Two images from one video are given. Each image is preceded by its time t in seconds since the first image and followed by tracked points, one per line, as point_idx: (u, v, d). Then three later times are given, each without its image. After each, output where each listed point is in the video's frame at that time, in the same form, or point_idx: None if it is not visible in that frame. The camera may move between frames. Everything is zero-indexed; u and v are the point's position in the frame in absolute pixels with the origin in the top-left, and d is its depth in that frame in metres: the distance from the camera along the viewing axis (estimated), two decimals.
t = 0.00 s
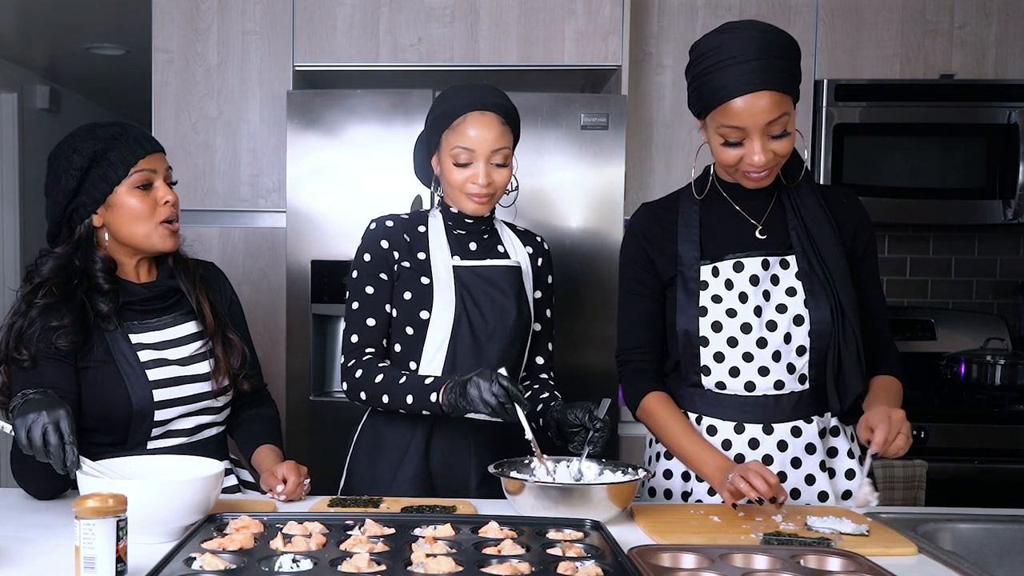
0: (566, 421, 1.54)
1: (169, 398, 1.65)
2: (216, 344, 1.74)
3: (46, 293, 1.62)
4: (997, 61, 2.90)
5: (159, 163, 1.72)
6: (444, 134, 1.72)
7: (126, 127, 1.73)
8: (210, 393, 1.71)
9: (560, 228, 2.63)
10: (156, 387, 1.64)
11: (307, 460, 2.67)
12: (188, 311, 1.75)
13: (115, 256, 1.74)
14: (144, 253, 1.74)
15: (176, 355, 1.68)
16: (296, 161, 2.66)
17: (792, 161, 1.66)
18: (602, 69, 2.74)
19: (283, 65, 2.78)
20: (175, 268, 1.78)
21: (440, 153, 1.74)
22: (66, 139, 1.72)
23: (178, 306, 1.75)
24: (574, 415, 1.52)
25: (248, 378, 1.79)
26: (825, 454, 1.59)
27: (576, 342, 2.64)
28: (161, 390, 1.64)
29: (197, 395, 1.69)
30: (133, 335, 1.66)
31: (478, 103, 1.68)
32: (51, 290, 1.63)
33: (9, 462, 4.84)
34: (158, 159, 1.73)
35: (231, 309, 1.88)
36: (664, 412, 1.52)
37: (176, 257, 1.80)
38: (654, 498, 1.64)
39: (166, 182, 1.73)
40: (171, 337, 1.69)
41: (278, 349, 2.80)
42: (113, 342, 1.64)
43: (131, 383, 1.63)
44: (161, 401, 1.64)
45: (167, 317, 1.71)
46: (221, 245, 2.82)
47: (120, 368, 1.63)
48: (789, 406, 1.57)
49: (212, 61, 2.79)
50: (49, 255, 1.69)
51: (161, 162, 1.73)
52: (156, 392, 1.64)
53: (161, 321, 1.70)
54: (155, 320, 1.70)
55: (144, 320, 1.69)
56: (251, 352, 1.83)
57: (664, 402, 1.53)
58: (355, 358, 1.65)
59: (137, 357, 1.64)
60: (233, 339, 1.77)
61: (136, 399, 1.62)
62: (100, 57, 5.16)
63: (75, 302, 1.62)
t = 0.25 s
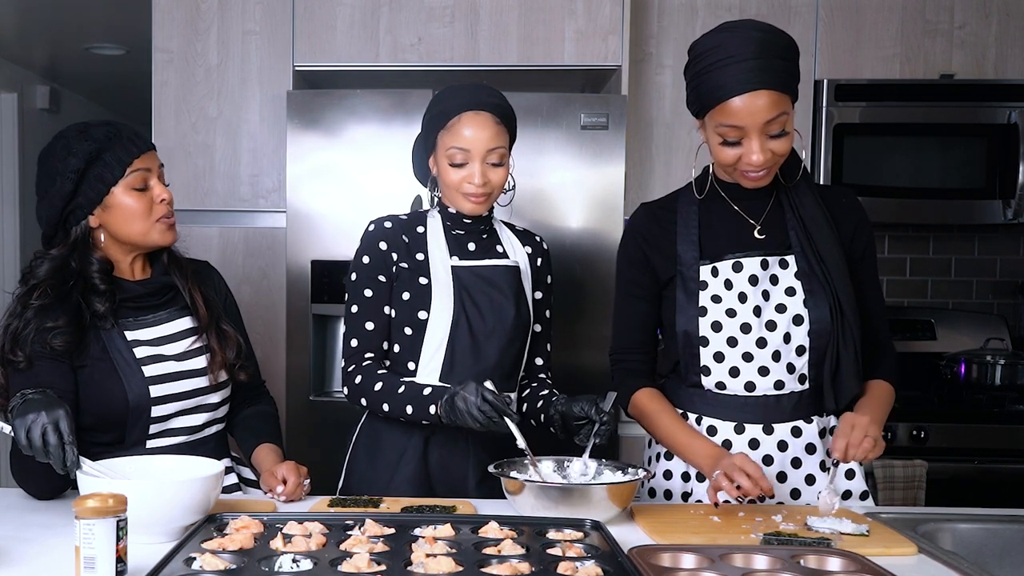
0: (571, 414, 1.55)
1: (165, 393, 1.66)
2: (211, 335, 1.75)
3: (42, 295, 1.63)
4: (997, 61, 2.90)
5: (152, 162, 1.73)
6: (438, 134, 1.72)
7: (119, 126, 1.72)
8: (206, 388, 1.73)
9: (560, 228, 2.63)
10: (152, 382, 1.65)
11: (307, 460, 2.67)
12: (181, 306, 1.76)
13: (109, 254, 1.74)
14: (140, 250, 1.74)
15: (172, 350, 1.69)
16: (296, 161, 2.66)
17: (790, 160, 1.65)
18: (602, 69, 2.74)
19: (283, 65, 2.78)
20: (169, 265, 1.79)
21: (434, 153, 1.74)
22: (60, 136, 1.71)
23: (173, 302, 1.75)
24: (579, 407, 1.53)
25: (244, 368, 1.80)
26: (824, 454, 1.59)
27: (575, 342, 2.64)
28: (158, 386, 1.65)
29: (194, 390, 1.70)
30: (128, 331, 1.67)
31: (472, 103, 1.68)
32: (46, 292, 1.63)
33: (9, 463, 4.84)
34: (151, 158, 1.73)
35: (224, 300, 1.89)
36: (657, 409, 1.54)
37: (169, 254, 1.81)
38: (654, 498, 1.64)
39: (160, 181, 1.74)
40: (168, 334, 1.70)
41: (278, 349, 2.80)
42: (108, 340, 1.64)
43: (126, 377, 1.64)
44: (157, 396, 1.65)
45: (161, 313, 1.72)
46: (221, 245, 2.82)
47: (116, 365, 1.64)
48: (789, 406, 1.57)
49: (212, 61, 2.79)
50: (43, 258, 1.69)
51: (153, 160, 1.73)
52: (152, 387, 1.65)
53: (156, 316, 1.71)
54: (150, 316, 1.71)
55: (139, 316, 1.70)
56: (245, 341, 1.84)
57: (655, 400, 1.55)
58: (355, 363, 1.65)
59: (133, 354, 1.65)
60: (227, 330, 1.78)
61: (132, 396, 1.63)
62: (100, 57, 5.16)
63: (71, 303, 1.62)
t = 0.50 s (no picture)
0: (572, 410, 1.53)
1: (163, 391, 1.67)
2: (206, 326, 1.74)
3: (43, 298, 1.62)
4: (997, 61, 2.90)
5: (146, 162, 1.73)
6: (438, 135, 1.72)
7: (112, 125, 1.72)
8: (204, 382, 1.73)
9: (560, 228, 2.63)
10: (150, 380, 1.65)
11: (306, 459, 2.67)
12: (179, 303, 1.76)
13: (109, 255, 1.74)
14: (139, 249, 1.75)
15: (170, 348, 1.69)
16: (296, 161, 2.66)
17: (787, 161, 1.66)
18: (602, 69, 2.74)
19: (283, 65, 2.78)
20: (167, 263, 1.79)
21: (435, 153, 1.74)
22: (51, 139, 1.69)
23: (170, 301, 1.75)
24: (579, 402, 1.52)
25: (241, 358, 1.80)
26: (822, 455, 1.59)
27: (575, 342, 2.64)
28: (156, 383, 1.66)
29: (194, 386, 1.71)
30: (126, 330, 1.67)
31: (471, 104, 1.68)
32: (47, 295, 1.62)
33: (9, 462, 4.84)
34: (146, 158, 1.73)
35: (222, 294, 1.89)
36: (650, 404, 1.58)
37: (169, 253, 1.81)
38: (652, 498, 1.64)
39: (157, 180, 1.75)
40: (165, 331, 1.70)
41: (278, 349, 2.80)
42: (105, 338, 1.64)
43: (122, 372, 1.64)
44: (155, 394, 1.66)
45: (159, 311, 1.72)
46: (221, 245, 2.82)
47: (115, 363, 1.64)
48: (787, 406, 1.58)
49: (212, 61, 2.79)
50: (45, 262, 1.68)
51: (149, 159, 1.74)
52: (151, 384, 1.65)
53: (154, 314, 1.71)
54: (148, 314, 1.71)
55: (137, 314, 1.70)
56: (241, 331, 1.85)
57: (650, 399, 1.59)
58: (358, 361, 1.65)
59: (131, 353, 1.65)
60: (222, 321, 1.78)
61: (131, 393, 1.64)
62: (100, 58, 5.16)
63: (70, 305, 1.62)
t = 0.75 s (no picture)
0: (567, 414, 1.55)
1: (163, 390, 1.67)
2: (205, 325, 1.74)
3: (43, 297, 1.62)
4: (997, 61, 2.90)
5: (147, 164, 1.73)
6: (439, 137, 1.72)
7: (115, 126, 1.72)
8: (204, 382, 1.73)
9: (560, 228, 2.63)
10: (150, 379, 1.65)
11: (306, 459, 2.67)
12: (178, 303, 1.76)
13: (110, 255, 1.74)
14: (138, 249, 1.75)
15: (170, 347, 1.69)
16: (296, 161, 2.66)
17: (786, 162, 1.66)
18: (602, 69, 2.74)
19: (282, 65, 2.78)
20: (167, 263, 1.79)
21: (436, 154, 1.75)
22: (53, 138, 1.69)
23: (170, 300, 1.75)
24: (573, 407, 1.54)
25: (240, 355, 1.80)
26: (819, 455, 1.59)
27: (575, 342, 2.64)
28: (156, 382, 1.66)
29: (194, 385, 1.71)
30: (125, 329, 1.67)
31: (473, 105, 1.68)
32: (48, 294, 1.62)
33: (9, 462, 4.84)
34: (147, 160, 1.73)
35: (221, 293, 1.89)
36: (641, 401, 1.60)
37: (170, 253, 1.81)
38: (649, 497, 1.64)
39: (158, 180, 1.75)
40: (165, 330, 1.70)
41: (278, 349, 2.80)
42: (105, 338, 1.65)
43: (122, 372, 1.64)
44: (156, 393, 1.66)
45: (159, 310, 1.72)
46: (221, 245, 2.82)
47: (115, 363, 1.64)
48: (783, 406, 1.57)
49: (212, 61, 2.79)
50: (45, 261, 1.69)
51: (151, 160, 1.74)
52: (150, 383, 1.65)
53: (154, 313, 1.71)
54: (148, 313, 1.71)
55: (137, 314, 1.70)
56: (240, 328, 1.85)
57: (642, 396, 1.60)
58: (367, 357, 1.65)
59: (131, 352, 1.65)
60: (221, 319, 1.78)
61: (131, 392, 1.64)
62: (100, 57, 5.16)
63: (70, 304, 1.62)
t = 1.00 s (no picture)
0: (571, 409, 1.57)
1: (163, 390, 1.67)
2: (205, 325, 1.74)
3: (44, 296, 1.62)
4: (997, 61, 2.90)
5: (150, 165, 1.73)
6: (441, 137, 1.73)
7: (118, 127, 1.72)
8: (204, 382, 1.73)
9: (560, 228, 2.64)
10: (149, 379, 1.65)
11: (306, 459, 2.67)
12: (178, 302, 1.76)
13: (112, 255, 1.74)
14: (140, 249, 1.75)
15: (170, 347, 1.70)
16: (296, 161, 2.66)
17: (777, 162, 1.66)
18: (602, 69, 2.74)
19: (283, 65, 2.78)
20: (167, 264, 1.79)
21: (438, 154, 1.75)
22: (56, 138, 1.68)
23: (170, 300, 1.75)
24: (577, 400, 1.55)
25: (240, 355, 1.80)
26: (811, 456, 1.58)
27: (574, 342, 2.64)
28: (155, 382, 1.66)
29: (193, 385, 1.71)
30: (125, 329, 1.67)
31: (474, 105, 1.68)
32: (49, 293, 1.62)
33: (8, 462, 4.84)
34: (150, 161, 1.73)
35: (220, 292, 1.89)
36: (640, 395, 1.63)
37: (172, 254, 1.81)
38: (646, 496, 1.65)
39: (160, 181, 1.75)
40: (165, 330, 1.71)
41: (278, 349, 2.80)
42: (105, 337, 1.65)
43: (122, 372, 1.64)
44: (156, 393, 1.66)
45: (158, 310, 1.72)
46: (221, 245, 2.83)
47: (115, 362, 1.64)
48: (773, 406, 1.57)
49: (212, 61, 2.79)
50: (45, 260, 1.69)
51: (154, 161, 1.74)
52: (150, 383, 1.65)
53: (153, 313, 1.71)
54: (148, 313, 1.71)
55: (136, 314, 1.70)
56: (240, 328, 1.85)
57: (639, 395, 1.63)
58: (365, 361, 1.65)
59: (131, 352, 1.66)
60: (221, 318, 1.78)
61: (131, 392, 1.64)
62: (100, 57, 5.16)
63: (71, 304, 1.62)
